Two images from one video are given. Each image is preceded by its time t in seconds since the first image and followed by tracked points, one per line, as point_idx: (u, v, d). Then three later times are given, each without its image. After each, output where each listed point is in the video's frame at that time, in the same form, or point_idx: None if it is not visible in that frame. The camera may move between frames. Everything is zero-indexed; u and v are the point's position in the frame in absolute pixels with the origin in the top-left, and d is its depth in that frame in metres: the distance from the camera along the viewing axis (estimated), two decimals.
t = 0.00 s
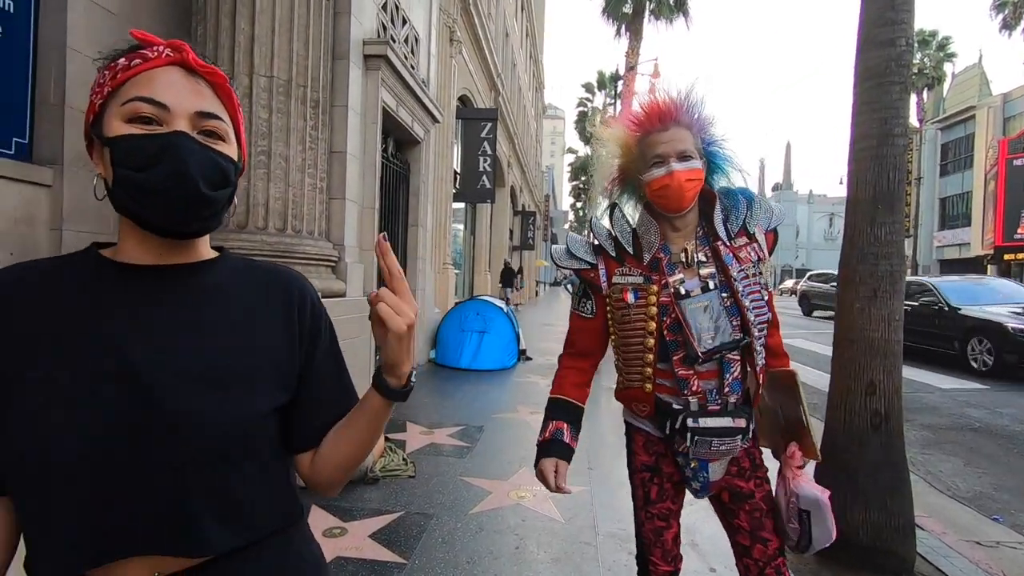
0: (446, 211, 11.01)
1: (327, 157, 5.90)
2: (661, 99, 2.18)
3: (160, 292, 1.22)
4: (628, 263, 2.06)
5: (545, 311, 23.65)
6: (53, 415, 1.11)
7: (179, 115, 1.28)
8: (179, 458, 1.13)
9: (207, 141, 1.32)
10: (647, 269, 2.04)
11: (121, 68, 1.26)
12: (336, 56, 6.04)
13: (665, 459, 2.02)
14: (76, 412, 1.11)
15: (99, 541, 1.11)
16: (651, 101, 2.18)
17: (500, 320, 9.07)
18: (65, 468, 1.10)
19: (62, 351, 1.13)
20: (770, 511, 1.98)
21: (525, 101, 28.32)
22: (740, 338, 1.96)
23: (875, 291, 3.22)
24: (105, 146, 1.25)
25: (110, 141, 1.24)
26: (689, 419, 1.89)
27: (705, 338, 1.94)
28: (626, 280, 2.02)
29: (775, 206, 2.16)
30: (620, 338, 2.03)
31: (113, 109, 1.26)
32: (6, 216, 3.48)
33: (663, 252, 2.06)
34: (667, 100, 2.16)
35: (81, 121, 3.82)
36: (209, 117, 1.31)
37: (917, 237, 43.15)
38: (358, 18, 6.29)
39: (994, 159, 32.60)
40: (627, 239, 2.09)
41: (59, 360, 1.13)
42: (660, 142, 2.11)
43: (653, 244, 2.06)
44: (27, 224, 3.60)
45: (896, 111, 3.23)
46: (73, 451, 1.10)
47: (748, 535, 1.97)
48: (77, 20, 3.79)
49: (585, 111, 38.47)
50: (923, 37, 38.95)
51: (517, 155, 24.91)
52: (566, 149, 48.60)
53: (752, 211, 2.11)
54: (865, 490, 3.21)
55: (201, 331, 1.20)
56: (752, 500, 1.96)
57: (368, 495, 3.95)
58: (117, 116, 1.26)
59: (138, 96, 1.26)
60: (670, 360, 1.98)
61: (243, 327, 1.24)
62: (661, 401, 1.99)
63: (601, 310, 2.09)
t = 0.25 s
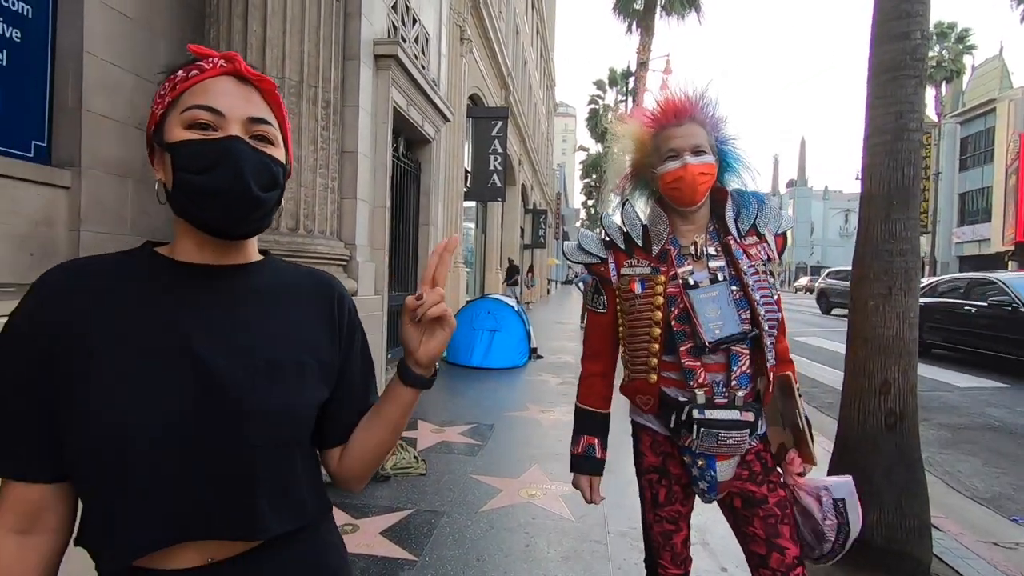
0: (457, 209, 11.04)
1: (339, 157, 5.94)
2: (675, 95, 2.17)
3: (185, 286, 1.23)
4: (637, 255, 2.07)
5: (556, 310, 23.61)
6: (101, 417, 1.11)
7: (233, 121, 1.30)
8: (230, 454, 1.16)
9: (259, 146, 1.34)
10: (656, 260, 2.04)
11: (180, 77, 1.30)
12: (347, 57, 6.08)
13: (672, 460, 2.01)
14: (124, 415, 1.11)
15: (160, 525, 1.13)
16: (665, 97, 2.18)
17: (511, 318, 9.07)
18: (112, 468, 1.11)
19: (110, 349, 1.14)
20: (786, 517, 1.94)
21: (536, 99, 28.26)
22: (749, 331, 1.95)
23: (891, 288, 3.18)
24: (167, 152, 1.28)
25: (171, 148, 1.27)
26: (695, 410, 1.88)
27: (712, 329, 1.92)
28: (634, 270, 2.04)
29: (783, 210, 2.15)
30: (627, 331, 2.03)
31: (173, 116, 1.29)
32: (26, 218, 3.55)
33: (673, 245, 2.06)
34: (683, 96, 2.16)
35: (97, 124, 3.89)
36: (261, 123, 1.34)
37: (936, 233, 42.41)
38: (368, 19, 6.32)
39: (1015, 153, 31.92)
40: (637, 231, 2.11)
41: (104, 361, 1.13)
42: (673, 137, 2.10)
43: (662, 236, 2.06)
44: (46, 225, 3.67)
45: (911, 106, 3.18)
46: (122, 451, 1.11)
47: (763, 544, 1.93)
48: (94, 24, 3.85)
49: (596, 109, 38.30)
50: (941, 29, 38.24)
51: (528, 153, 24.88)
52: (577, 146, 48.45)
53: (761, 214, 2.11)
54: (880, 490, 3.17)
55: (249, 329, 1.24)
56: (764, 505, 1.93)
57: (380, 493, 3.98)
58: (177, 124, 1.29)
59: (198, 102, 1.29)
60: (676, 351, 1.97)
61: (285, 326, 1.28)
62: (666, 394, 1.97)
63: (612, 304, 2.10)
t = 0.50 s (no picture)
0: (462, 207, 11.05)
1: (344, 156, 5.96)
2: (678, 91, 2.16)
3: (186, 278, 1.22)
4: (639, 251, 2.07)
5: (562, 308, 23.58)
6: (141, 411, 1.11)
7: (296, 121, 1.40)
8: (272, 440, 1.20)
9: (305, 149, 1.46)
10: (658, 256, 2.04)
11: (237, 73, 1.33)
12: (351, 56, 6.09)
13: (672, 457, 2.01)
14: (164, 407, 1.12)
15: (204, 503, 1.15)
16: (669, 94, 2.17)
17: (516, 316, 9.08)
18: (159, 454, 1.12)
19: (145, 344, 1.14)
20: (795, 514, 1.92)
21: (541, 97, 28.22)
22: (750, 327, 1.94)
23: (896, 285, 3.16)
24: (238, 144, 1.31)
25: (249, 141, 1.32)
26: (694, 406, 1.86)
27: (712, 324, 1.92)
28: (636, 265, 2.04)
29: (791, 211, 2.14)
30: (628, 326, 2.03)
31: (237, 110, 1.32)
32: (34, 218, 3.59)
33: (675, 241, 2.06)
34: (687, 94, 2.14)
35: (104, 124, 3.92)
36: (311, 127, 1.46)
37: (945, 229, 42.02)
38: (372, 17, 6.33)
39: None
40: (641, 227, 2.11)
41: (140, 352, 1.13)
42: (677, 133, 2.10)
43: (664, 232, 2.07)
44: (53, 225, 3.71)
45: (917, 100, 3.15)
46: (164, 444, 1.12)
47: (773, 542, 1.92)
48: (100, 25, 3.88)
49: (602, 106, 38.18)
50: (951, 23, 37.85)
51: (533, 151, 24.86)
52: (582, 144, 48.36)
53: (768, 212, 2.09)
54: (887, 488, 3.15)
55: (282, 323, 1.28)
56: (771, 501, 1.93)
57: (385, 490, 4.00)
58: (244, 118, 1.33)
59: (257, 100, 1.35)
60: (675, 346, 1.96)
61: (313, 319, 1.34)
62: (665, 388, 1.98)
63: (616, 300, 2.10)
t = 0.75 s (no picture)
0: (465, 205, 11.05)
1: (347, 154, 5.98)
2: (697, 88, 2.14)
3: (196, 290, 1.23)
4: (659, 245, 2.08)
5: (565, 306, 23.58)
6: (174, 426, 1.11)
7: (304, 143, 1.42)
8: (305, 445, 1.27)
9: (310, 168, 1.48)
10: (678, 251, 2.05)
11: (249, 97, 1.34)
12: (354, 54, 6.10)
13: (688, 456, 2.01)
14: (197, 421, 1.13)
15: (248, 513, 1.19)
16: (688, 91, 2.16)
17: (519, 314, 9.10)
18: (201, 473, 1.13)
19: (178, 359, 1.14)
20: (787, 529, 1.94)
21: (544, 94, 28.15)
22: (771, 326, 1.93)
23: (899, 282, 3.15)
24: (255, 170, 1.34)
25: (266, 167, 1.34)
26: (711, 404, 1.88)
27: (733, 321, 1.91)
28: (655, 260, 2.05)
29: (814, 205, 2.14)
30: (646, 321, 2.05)
31: (249, 135, 1.33)
32: (40, 217, 3.62)
33: (697, 236, 2.05)
34: (705, 91, 2.13)
35: (108, 123, 3.94)
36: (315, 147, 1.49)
37: (951, 227, 41.78)
38: (375, 15, 6.34)
39: None
40: (662, 222, 2.11)
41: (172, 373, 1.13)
42: (696, 130, 2.09)
43: (685, 227, 2.06)
44: (58, 224, 3.73)
45: (921, 97, 3.14)
46: (198, 459, 1.12)
47: (758, 551, 1.95)
48: (103, 25, 3.90)
49: (605, 104, 38.09)
50: (957, 18, 37.59)
51: (536, 148, 24.82)
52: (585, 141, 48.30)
53: (792, 208, 2.08)
54: (889, 486, 3.15)
55: (303, 339, 1.36)
56: (771, 514, 1.93)
57: (388, 487, 4.02)
58: (260, 143, 1.34)
59: (270, 122, 1.36)
60: (695, 343, 1.96)
61: (312, 327, 1.41)
62: (683, 386, 1.98)
63: (632, 293, 2.13)
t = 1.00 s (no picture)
0: (466, 203, 11.05)
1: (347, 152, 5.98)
2: (748, 75, 2.13)
3: (244, 275, 1.25)
4: (685, 235, 2.08)
5: (565, 304, 23.58)
6: (237, 408, 1.15)
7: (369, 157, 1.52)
8: (341, 436, 1.32)
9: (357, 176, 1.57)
10: (705, 243, 2.05)
11: (333, 109, 1.41)
12: (354, 52, 6.10)
13: (698, 451, 2.02)
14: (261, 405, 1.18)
15: (286, 495, 1.23)
16: (728, 79, 2.16)
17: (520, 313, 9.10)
18: (250, 450, 1.17)
19: (241, 344, 1.19)
20: (800, 525, 1.94)
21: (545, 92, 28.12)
22: (793, 328, 1.94)
23: (899, 281, 3.15)
24: (348, 178, 1.41)
25: (356, 176, 1.42)
26: (724, 404, 1.90)
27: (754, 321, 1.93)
28: (681, 250, 2.05)
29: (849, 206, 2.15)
30: (668, 312, 2.05)
31: (338, 145, 1.41)
32: (42, 215, 3.63)
33: (725, 229, 2.06)
34: (752, 79, 2.13)
35: (109, 122, 3.94)
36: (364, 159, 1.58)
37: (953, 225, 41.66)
38: (376, 14, 6.34)
39: None
40: (690, 212, 2.11)
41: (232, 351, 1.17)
42: (734, 119, 2.09)
43: (715, 218, 2.06)
44: (60, 222, 3.74)
45: (922, 95, 3.13)
46: (250, 435, 1.16)
47: (769, 543, 1.95)
48: (105, 23, 3.90)
49: (606, 102, 38.02)
50: (960, 16, 37.44)
51: (537, 147, 24.78)
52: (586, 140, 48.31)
53: (824, 210, 2.10)
54: (888, 484, 3.15)
55: (343, 330, 1.42)
56: (783, 509, 1.93)
57: (389, 484, 4.03)
58: (346, 153, 1.42)
59: (352, 136, 1.45)
60: (717, 339, 1.97)
61: (353, 323, 1.46)
62: (698, 383, 1.99)
63: (654, 281, 2.13)
